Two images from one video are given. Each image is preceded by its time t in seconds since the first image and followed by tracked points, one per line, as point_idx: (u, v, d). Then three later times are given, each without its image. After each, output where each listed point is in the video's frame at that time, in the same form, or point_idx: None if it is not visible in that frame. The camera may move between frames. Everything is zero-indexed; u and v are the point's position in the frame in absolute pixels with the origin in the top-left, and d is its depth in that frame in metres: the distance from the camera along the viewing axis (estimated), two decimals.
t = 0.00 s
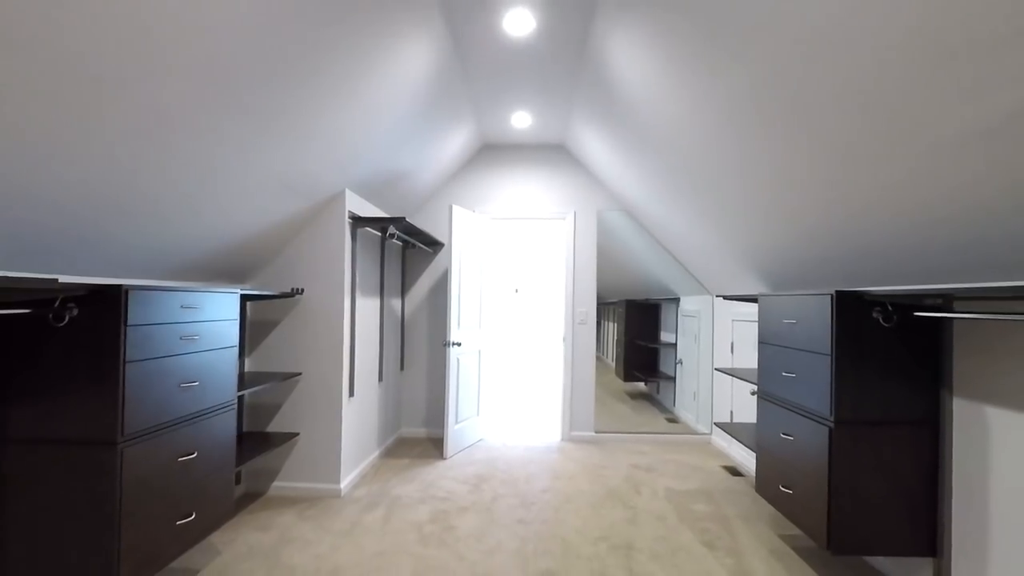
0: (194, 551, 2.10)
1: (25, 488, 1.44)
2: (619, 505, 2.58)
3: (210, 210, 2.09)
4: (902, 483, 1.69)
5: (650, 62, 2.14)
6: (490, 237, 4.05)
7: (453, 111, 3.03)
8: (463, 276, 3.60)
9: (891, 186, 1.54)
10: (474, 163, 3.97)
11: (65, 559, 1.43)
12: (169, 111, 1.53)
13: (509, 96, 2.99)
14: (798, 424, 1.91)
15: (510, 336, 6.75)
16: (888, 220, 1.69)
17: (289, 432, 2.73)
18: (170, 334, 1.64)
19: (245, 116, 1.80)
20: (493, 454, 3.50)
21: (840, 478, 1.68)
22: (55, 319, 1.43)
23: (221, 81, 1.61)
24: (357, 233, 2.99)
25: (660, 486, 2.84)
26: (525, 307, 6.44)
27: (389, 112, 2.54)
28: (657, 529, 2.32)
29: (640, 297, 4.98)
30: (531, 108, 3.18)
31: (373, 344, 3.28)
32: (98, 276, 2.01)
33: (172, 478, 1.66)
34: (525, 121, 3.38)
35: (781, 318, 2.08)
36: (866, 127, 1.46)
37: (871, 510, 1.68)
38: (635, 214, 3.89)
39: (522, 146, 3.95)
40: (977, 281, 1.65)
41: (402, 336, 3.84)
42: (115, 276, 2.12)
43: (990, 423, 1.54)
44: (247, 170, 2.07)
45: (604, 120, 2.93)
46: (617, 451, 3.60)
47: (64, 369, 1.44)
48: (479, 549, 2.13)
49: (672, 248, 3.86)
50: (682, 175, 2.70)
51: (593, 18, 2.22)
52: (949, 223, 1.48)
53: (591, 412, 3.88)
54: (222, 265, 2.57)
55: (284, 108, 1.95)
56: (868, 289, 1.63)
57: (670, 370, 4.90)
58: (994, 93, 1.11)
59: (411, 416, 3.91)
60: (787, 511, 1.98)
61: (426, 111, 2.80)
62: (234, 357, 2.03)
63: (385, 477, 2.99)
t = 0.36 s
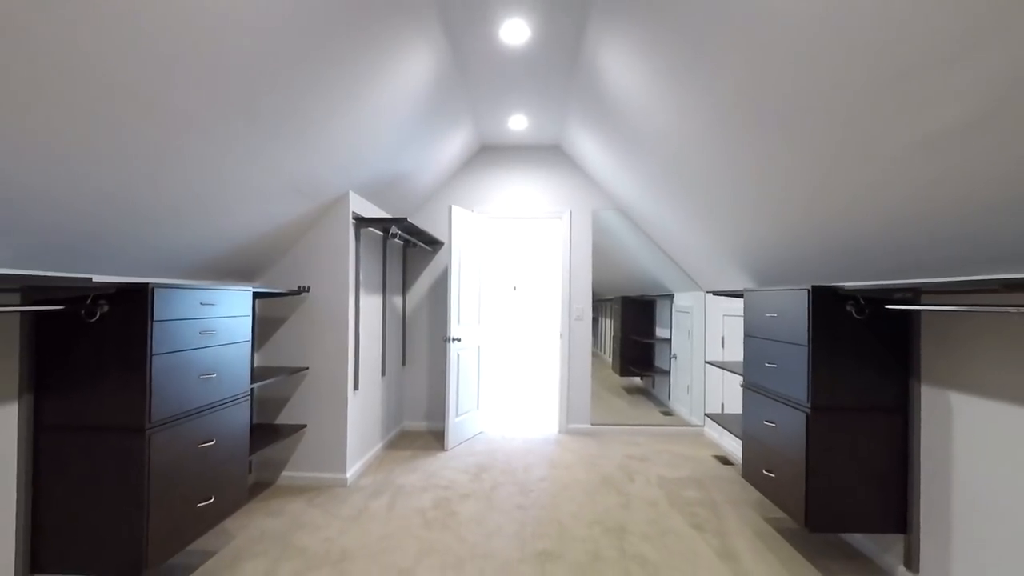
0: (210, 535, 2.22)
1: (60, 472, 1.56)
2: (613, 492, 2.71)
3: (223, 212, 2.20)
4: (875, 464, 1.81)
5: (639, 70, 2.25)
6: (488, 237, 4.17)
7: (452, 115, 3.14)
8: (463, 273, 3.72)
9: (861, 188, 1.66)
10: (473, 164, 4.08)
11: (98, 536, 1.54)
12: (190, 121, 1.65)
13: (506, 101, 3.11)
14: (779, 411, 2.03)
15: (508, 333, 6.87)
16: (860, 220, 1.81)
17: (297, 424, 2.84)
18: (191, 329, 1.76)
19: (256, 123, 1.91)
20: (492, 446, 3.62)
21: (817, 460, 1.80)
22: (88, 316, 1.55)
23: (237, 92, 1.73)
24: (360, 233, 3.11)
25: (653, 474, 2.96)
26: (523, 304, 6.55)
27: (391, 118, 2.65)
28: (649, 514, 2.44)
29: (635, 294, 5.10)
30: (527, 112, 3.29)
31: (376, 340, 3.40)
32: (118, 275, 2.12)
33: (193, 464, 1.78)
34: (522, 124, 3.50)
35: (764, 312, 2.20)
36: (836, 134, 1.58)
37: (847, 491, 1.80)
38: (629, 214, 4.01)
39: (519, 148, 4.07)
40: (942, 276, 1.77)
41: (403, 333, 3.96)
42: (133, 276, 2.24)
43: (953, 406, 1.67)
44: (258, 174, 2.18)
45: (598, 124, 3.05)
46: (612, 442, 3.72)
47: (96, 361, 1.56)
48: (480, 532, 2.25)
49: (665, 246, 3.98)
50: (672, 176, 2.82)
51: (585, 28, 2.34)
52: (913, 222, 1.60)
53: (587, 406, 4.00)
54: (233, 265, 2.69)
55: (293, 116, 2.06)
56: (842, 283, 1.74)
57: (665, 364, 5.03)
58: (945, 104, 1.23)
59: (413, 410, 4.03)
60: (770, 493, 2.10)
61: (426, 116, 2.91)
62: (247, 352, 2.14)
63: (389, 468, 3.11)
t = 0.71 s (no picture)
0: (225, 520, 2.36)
1: (93, 458, 1.70)
2: (604, 481, 2.86)
3: (236, 217, 2.35)
4: (844, 451, 1.96)
5: (627, 84, 2.40)
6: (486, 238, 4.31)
7: (451, 123, 3.29)
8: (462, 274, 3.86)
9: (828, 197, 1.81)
10: (471, 167, 4.23)
11: (129, 516, 1.69)
12: (209, 135, 1.79)
13: (503, 110, 3.26)
14: (758, 403, 2.18)
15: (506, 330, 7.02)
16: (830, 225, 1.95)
17: (304, 418, 2.99)
18: (211, 326, 1.90)
19: (269, 135, 2.06)
20: (491, 439, 3.77)
21: (791, 447, 1.94)
22: (119, 315, 1.70)
23: (252, 108, 1.87)
24: (364, 236, 3.25)
25: (643, 465, 3.11)
26: (520, 302, 6.70)
27: (393, 127, 2.80)
28: (638, 500, 2.59)
29: (629, 293, 5.25)
30: (523, 119, 3.44)
31: (379, 337, 3.55)
32: (140, 276, 2.27)
33: (213, 451, 1.92)
34: (518, 130, 3.64)
35: (745, 310, 2.35)
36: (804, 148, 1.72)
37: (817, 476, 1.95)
38: (622, 216, 4.15)
39: (516, 152, 4.21)
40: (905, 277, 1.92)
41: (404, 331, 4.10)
42: (152, 277, 2.38)
43: (913, 397, 1.81)
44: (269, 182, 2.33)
45: (590, 131, 3.19)
46: (606, 436, 3.87)
47: (127, 356, 1.70)
48: (479, 517, 2.40)
49: (656, 247, 4.13)
50: (660, 182, 2.97)
51: (577, 44, 2.48)
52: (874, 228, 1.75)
53: (582, 401, 4.15)
54: (243, 266, 2.83)
55: (302, 127, 2.21)
56: (812, 284, 1.89)
57: (658, 361, 5.18)
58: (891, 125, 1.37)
59: (414, 405, 4.18)
60: (749, 480, 2.25)
61: (427, 124, 3.06)
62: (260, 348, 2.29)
63: (392, 459, 3.25)
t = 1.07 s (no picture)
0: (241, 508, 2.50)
1: (125, 447, 1.84)
2: (600, 472, 3.00)
3: (251, 221, 2.48)
4: (823, 442, 2.09)
5: (621, 96, 2.53)
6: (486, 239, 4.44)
7: (453, 130, 3.42)
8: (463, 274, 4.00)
9: (808, 204, 1.94)
10: (472, 171, 4.36)
11: (158, 501, 1.82)
12: (230, 146, 1.92)
13: (503, 118, 3.39)
14: (744, 397, 2.32)
15: (505, 329, 7.16)
16: (811, 229, 2.09)
17: (313, 412, 3.12)
18: (232, 324, 2.03)
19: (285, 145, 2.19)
20: (491, 434, 3.90)
21: (773, 438, 2.08)
22: (149, 314, 1.83)
23: (269, 121, 2.00)
24: (370, 238, 3.39)
25: (638, 458, 3.25)
26: (519, 301, 6.84)
27: (399, 134, 2.93)
28: (631, 490, 2.73)
29: (625, 293, 5.40)
30: (523, 126, 3.57)
31: (384, 336, 3.68)
32: (161, 277, 2.40)
33: (234, 441, 2.06)
34: (517, 135, 3.78)
35: (732, 310, 2.49)
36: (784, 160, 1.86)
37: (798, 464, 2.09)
38: (619, 218, 4.28)
39: (515, 156, 4.34)
40: (879, 279, 2.06)
41: (407, 329, 4.24)
42: (172, 278, 2.51)
43: (885, 391, 1.95)
44: (282, 188, 2.45)
45: (587, 138, 3.33)
46: (602, 431, 4.01)
47: (156, 352, 1.83)
48: (481, 506, 2.54)
49: (651, 248, 4.26)
50: (654, 187, 3.10)
51: (573, 57, 2.61)
52: (851, 233, 1.89)
53: (579, 397, 4.29)
54: (256, 268, 2.96)
55: (315, 137, 2.34)
56: (792, 286, 2.03)
57: (653, 359, 5.32)
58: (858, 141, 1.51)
59: (416, 401, 4.31)
60: (736, 470, 2.39)
61: (430, 131, 3.19)
62: (275, 345, 2.42)
63: (396, 452, 3.39)
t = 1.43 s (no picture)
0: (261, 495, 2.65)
1: (161, 436, 1.99)
2: (600, 463, 3.15)
3: (271, 225, 2.63)
4: (807, 431, 2.25)
5: (619, 107, 2.68)
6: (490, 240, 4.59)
7: (459, 136, 3.56)
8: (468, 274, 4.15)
9: (793, 210, 2.09)
10: (476, 174, 4.51)
11: (191, 485, 1.97)
12: (255, 157, 2.07)
13: (508, 124, 3.53)
14: (734, 390, 2.47)
15: (507, 326, 7.32)
16: (797, 234, 2.24)
17: (326, 406, 3.28)
18: (257, 323, 2.18)
19: (305, 154, 2.34)
20: (495, 428, 4.05)
21: (760, 428, 2.23)
22: (183, 313, 1.98)
23: (292, 134, 2.15)
24: (379, 240, 3.54)
25: (636, 449, 3.40)
26: (520, 298, 7.00)
27: (409, 141, 3.07)
28: (629, 479, 2.88)
29: (625, 291, 5.55)
30: (526, 132, 3.71)
31: (392, 333, 3.83)
32: (187, 278, 2.55)
33: (258, 431, 2.21)
34: (520, 141, 3.92)
35: (724, 308, 2.64)
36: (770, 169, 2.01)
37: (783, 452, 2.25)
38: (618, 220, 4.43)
39: (518, 160, 4.49)
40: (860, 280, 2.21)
41: (414, 327, 4.39)
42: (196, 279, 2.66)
43: (864, 384, 2.11)
44: (300, 194, 2.60)
45: (587, 144, 3.48)
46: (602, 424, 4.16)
47: (190, 348, 1.98)
48: (487, 493, 2.69)
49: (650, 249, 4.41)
50: (651, 191, 3.25)
51: (574, 70, 2.76)
52: (833, 237, 2.03)
53: (579, 392, 4.44)
54: (272, 269, 3.11)
55: (332, 146, 2.48)
56: (779, 286, 2.18)
57: (652, 355, 5.48)
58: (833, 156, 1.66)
59: (423, 396, 4.47)
60: (727, 458, 2.55)
61: (438, 138, 3.34)
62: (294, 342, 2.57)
63: (405, 445, 3.54)
